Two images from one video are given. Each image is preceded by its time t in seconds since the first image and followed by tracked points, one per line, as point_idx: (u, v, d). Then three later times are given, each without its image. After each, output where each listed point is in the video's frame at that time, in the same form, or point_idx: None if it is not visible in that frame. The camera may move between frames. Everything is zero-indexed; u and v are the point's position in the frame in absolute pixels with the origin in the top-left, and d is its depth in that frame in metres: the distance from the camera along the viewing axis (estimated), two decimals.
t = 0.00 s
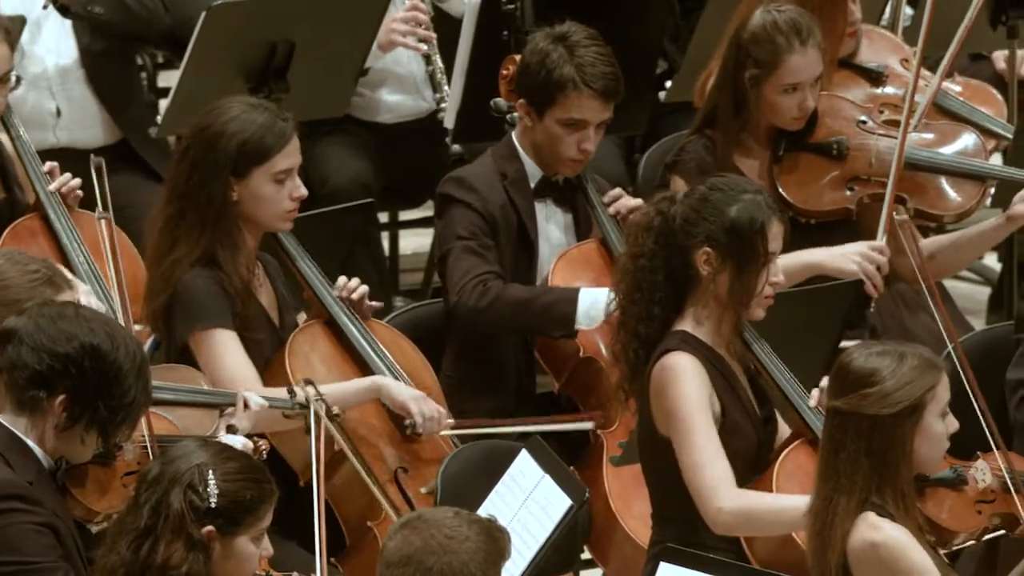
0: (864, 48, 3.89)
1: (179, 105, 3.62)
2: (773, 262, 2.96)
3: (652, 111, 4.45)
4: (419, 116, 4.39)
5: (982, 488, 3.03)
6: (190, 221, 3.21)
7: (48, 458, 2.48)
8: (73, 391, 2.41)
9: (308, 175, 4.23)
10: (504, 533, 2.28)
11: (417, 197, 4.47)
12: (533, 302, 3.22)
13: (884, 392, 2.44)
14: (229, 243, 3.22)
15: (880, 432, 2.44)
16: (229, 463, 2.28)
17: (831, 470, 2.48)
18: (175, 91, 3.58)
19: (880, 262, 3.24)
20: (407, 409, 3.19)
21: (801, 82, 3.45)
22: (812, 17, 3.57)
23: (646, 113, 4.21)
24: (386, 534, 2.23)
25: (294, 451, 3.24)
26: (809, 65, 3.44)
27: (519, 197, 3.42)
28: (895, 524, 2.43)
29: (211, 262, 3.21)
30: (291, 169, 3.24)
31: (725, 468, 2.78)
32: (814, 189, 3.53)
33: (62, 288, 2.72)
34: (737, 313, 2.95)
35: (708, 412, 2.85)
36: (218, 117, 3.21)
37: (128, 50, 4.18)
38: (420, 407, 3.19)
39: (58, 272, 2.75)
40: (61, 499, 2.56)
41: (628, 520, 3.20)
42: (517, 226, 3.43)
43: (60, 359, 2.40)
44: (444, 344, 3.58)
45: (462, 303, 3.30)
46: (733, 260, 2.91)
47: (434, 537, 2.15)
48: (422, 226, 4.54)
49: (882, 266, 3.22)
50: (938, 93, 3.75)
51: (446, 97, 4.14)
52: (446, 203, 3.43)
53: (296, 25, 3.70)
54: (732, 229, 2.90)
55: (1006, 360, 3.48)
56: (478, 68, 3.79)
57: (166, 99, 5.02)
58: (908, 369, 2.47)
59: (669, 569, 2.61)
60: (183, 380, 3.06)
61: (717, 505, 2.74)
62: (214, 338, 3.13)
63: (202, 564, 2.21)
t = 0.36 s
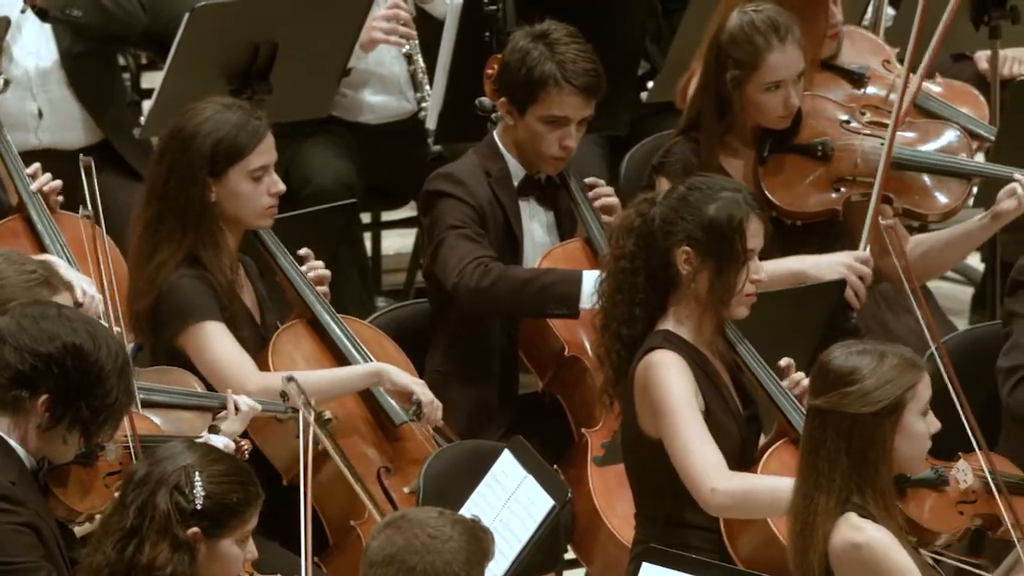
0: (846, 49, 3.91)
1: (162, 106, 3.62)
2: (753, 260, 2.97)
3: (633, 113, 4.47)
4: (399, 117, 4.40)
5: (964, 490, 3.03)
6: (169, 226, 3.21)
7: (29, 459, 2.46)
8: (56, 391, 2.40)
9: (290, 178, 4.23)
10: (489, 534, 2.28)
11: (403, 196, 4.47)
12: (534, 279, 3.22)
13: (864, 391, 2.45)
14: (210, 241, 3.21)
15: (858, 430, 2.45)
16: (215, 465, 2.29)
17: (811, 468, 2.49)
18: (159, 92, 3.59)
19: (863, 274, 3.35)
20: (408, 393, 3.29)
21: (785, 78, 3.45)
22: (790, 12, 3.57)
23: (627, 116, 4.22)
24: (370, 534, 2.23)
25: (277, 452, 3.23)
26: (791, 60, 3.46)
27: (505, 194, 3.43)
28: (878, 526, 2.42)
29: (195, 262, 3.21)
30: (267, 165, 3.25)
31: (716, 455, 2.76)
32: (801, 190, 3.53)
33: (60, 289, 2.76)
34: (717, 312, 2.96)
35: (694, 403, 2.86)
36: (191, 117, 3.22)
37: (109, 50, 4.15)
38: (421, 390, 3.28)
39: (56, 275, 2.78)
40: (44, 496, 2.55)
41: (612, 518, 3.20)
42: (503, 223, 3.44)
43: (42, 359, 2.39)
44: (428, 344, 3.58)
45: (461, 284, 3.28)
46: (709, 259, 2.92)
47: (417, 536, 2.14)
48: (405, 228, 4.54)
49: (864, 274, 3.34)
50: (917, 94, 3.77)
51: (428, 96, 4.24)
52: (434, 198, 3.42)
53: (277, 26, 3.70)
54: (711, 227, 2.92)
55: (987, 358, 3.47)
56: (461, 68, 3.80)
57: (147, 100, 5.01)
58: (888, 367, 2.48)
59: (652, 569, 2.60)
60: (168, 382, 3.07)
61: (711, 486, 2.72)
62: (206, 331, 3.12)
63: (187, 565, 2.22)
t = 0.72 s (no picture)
0: (829, 49, 3.92)
1: (147, 105, 3.61)
2: (736, 261, 2.97)
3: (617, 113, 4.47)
4: (382, 118, 4.39)
5: (949, 490, 3.04)
6: (150, 222, 3.20)
7: (10, 458, 2.42)
8: (38, 391, 2.38)
9: (272, 179, 4.22)
10: (474, 534, 2.28)
11: (387, 196, 4.44)
12: (503, 294, 3.23)
13: (850, 390, 2.45)
14: (191, 244, 3.20)
15: (845, 431, 2.45)
16: (200, 466, 2.29)
17: (794, 466, 2.49)
18: (143, 92, 3.57)
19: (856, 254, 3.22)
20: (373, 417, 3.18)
21: (763, 67, 3.46)
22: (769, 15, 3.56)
23: (610, 117, 4.22)
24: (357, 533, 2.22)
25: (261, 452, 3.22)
26: (767, 47, 3.47)
27: (487, 194, 3.42)
28: (860, 525, 2.43)
29: (175, 263, 3.20)
30: (253, 169, 3.24)
31: (692, 473, 2.79)
32: (785, 187, 3.52)
33: (61, 291, 2.76)
34: (701, 312, 2.97)
35: (674, 415, 2.86)
36: (178, 118, 3.21)
37: (90, 51, 4.13)
38: (386, 415, 3.17)
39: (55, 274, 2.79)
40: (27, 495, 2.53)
41: (597, 519, 3.21)
42: (483, 224, 3.42)
43: (25, 359, 2.37)
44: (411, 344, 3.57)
45: (431, 298, 3.31)
46: (694, 259, 2.93)
47: (405, 535, 2.14)
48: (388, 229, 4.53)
49: (858, 252, 3.23)
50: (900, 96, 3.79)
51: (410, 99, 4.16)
52: (415, 201, 3.42)
53: (261, 25, 3.69)
54: (694, 227, 2.93)
55: (971, 358, 3.48)
56: (445, 68, 3.79)
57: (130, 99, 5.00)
58: (876, 369, 2.49)
59: (637, 569, 2.61)
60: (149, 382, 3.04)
61: (680, 508, 2.75)
62: (179, 340, 3.13)
63: (173, 566, 2.22)
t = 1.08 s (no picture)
0: (813, 50, 3.93)
1: (129, 106, 3.60)
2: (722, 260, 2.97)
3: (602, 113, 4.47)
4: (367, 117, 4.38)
5: (933, 492, 3.05)
6: (137, 219, 3.14)
7: None
8: (20, 391, 2.34)
9: (256, 176, 4.21)
10: (457, 534, 2.28)
11: (370, 197, 4.42)
12: (487, 302, 3.22)
13: (839, 391, 2.44)
14: (178, 239, 3.16)
15: (836, 431, 2.45)
16: (182, 465, 2.29)
17: (783, 469, 2.49)
18: (125, 93, 3.57)
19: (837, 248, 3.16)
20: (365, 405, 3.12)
21: (749, 79, 3.41)
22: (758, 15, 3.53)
23: (596, 115, 4.23)
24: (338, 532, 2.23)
25: (247, 450, 3.19)
26: (756, 60, 3.41)
27: (468, 195, 3.42)
28: (845, 524, 2.42)
29: (162, 260, 3.16)
30: (238, 163, 3.21)
31: (677, 471, 2.78)
32: (768, 187, 3.52)
33: (44, 294, 2.76)
34: (686, 313, 2.97)
35: (659, 415, 2.86)
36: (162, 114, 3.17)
37: (74, 49, 4.13)
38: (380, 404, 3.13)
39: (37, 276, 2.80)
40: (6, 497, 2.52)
41: (579, 518, 3.21)
42: (466, 225, 3.43)
43: (7, 359, 2.33)
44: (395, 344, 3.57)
45: (417, 307, 3.30)
46: (679, 260, 2.92)
47: (388, 534, 2.15)
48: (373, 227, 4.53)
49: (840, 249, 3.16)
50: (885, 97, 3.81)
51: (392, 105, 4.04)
52: (396, 204, 3.42)
53: (245, 24, 3.69)
54: (680, 228, 2.91)
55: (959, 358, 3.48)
56: (429, 68, 3.79)
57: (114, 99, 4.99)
58: (863, 368, 2.49)
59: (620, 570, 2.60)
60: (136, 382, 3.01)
61: (666, 506, 2.74)
62: (171, 338, 3.08)
63: (154, 564, 2.23)
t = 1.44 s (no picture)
0: (799, 51, 3.93)
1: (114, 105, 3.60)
2: (704, 258, 2.98)
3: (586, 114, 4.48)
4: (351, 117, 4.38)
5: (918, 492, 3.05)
6: (115, 229, 3.18)
7: None
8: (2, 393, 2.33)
9: (240, 178, 4.22)
10: (438, 532, 2.28)
11: (355, 197, 4.41)
12: (482, 285, 3.23)
13: (826, 392, 2.45)
14: (157, 243, 3.17)
15: (822, 431, 2.45)
16: (164, 467, 2.28)
17: (769, 465, 2.50)
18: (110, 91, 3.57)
19: (820, 255, 3.19)
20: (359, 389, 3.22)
21: (732, 81, 3.41)
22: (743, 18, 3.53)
23: (581, 113, 4.24)
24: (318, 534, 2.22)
25: (233, 451, 3.17)
26: (740, 64, 3.41)
27: (456, 193, 3.43)
28: (829, 524, 2.43)
29: (143, 263, 3.17)
30: (213, 165, 3.22)
31: (662, 462, 2.77)
32: (754, 190, 3.50)
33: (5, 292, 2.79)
34: (671, 312, 2.97)
35: (644, 410, 2.85)
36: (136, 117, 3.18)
37: (60, 52, 4.15)
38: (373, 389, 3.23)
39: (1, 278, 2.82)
40: None
41: (564, 518, 3.21)
42: (453, 223, 3.44)
43: None
44: (379, 343, 3.57)
45: (412, 290, 3.29)
46: (661, 260, 2.92)
47: (367, 535, 2.14)
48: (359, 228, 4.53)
49: (822, 256, 3.19)
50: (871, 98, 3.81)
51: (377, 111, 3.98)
52: (384, 200, 3.41)
53: (227, 25, 3.69)
54: (663, 228, 2.91)
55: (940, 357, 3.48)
56: (413, 68, 3.80)
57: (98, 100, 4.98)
58: (853, 370, 2.48)
59: (606, 570, 2.60)
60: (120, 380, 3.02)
61: (658, 498, 2.72)
62: (156, 334, 3.08)
63: (135, 567, 2.23)
